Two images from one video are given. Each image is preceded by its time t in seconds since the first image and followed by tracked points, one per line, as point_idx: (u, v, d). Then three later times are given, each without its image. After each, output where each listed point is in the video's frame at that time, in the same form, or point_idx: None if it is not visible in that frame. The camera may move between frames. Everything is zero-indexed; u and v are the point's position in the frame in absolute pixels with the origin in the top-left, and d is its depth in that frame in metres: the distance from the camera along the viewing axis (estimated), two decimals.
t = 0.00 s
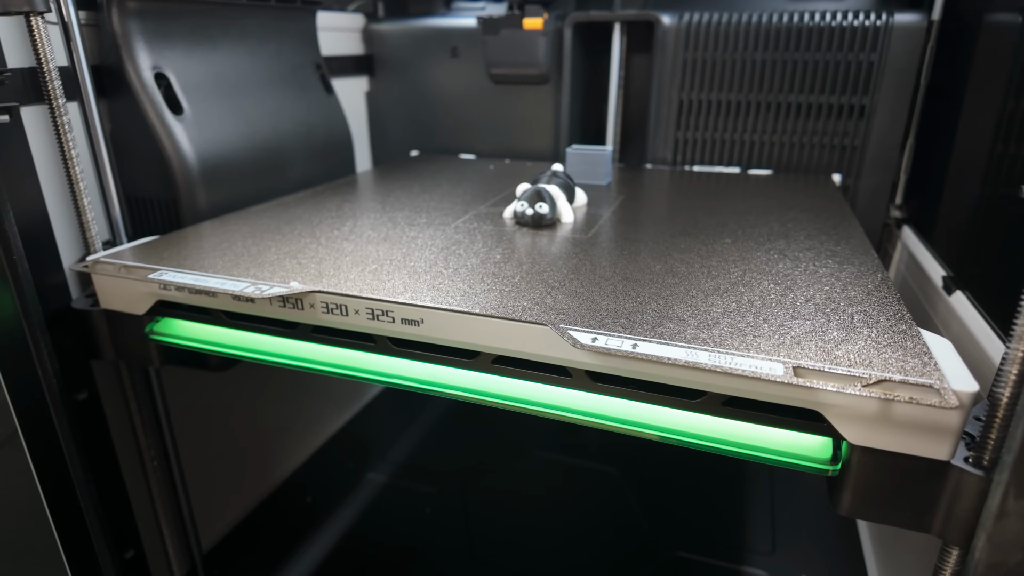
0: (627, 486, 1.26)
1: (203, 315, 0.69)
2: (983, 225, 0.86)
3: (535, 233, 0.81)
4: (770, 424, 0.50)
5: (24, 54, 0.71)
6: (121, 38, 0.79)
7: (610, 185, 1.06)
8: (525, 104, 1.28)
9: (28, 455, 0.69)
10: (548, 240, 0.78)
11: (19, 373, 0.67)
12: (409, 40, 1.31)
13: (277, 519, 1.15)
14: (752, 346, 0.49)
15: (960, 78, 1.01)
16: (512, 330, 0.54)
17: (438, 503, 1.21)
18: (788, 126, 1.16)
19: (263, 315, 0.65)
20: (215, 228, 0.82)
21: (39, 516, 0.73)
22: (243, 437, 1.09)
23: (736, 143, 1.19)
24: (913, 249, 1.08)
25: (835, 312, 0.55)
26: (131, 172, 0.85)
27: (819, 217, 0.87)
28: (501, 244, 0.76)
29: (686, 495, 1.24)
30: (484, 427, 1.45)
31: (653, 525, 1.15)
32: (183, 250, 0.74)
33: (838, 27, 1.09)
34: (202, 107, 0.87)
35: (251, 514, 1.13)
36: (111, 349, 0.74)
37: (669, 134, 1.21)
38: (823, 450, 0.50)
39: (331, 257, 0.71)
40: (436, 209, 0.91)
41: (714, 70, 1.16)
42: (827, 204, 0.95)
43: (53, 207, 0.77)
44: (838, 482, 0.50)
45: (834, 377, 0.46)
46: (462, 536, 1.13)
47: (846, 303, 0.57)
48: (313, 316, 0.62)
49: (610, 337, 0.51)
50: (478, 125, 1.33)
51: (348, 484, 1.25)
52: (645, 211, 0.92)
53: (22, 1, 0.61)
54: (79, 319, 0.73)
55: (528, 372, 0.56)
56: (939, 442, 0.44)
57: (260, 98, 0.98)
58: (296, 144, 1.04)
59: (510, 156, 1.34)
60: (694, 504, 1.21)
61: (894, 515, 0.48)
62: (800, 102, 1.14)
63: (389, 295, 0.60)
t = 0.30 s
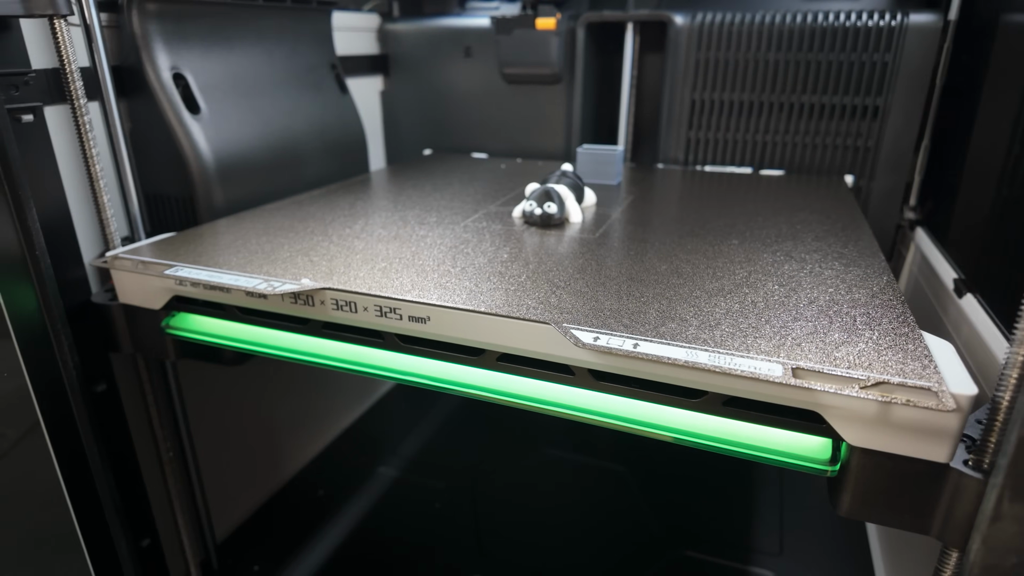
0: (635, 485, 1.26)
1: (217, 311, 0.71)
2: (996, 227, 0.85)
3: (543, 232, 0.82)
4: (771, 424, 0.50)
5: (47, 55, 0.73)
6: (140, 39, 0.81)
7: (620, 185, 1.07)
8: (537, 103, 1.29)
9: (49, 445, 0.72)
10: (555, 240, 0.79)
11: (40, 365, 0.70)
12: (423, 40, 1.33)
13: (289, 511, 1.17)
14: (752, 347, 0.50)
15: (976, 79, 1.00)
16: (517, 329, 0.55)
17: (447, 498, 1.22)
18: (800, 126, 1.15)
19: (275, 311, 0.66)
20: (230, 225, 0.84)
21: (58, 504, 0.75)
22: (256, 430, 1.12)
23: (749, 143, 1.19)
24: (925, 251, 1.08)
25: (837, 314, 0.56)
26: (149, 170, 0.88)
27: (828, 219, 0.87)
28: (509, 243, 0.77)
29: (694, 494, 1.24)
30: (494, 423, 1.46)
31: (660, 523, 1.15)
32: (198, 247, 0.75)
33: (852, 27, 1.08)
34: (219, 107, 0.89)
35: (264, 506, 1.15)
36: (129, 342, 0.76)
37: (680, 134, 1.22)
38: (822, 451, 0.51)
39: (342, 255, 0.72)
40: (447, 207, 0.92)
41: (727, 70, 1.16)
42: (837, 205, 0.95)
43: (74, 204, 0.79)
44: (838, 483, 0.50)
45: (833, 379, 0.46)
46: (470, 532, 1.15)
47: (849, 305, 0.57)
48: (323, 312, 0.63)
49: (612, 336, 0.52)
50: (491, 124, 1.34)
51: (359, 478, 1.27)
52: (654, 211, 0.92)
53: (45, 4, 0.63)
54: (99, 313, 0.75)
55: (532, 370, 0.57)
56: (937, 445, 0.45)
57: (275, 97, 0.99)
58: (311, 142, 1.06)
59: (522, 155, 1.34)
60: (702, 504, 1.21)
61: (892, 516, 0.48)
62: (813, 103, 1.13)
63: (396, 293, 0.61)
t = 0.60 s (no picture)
0: (642, 483, 1.26)
1: (230, 306, 0.72)
2: (1007, 228, 0.85)
3: (551, 231, 0.83)
4: (774, 422, 0.51)
5: (66, 54, 0.75)
6: (157, 39, 0.82)
7: (629, 184, 1.07)
8: (548, 102, 1.30)
9: (67, 436, 0.73)
10: (563, 238, 0.79)
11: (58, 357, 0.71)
12: (435, 39, 1.34)
13: (299, 504, 1.19)
14: (755, 346, 0.50)
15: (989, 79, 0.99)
16: (522, 326, 0.56)
17: (455, 494, 1.23)
18: (811, 126, 1.15)
19: (286, 306, 0.67)
20: (243, 222, 0.85)
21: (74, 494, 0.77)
22: (268, 424, 1.13)
23: (759, 142, 1.19)
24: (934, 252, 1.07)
25: (841, 314, 0.56)
26: (164, 167, 0.89)
27: (837, 219, 0.87)
28: (517, 241, 0.78)
29: (701, 493, 1.24)
30: (502, 420, 1.47)
31: (667, 522, 1.16)
32: (212, 243, 0.77)
33: (863, 26, 1.08)
34: (233, 105, 0.91)
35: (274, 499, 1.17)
36: (144, 336, 0.78)
37: (690, 133, 1.22)
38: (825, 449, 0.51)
39: (352, 252, 0.73)
40: (456, 205, 0.93)
41: (737, 69, 1.16)
42: (847, 205, 0.95)
43: (90, 200, 0.81)
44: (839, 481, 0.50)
45: (833, 379, 0.46)
46: (477, 527, 1.15)
47: (854, 305, 0.58)
48: (333, 308, 0.65)
49: (616, 334, 0.53)
50: (501, 123, 1.35)
51: (368, 473, 1.28)
52: (662, 210, 0.92)
53: (64, 4, 0.64)
54: (115, 307, 0.76)
55: (537, 367, 0.58)
56: (938, 445, 0.45)
57: (288, 96, 1.01)
58: (323, 141, 1.07)
59: (532, 154, 1.35)
60: (709, 502, 1.21)
61: (892, 515, 0.49)
62: (824, 102, 1.13)
63: (405, 290, 0.62)
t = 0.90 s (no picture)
0: (650, 480, 1.27)
1: (243, 300, 0.73)
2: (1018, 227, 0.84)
3: (561, 228, 0.83)
4: (782, 419, 0.51)
5: (84, 52, 0.76)
6: (172, 37, 0.84)
7: (639, 182, 1.07)
8: (558, 100, 1.30)
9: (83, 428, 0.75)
10: (572, 235, 0.80)
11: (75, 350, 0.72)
12: (447, 37, 1.34)
13: (309, 498, 1.20)
14: (763, 343, 0.51)
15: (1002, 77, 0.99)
16: (531, 321, 0.57)
17: (463, 489, 1.24)
18: (822, 124, 1.15)
19: (299, 301, 0.68)
20: (256, 218, 0.86)
21: (90, 484, 0.78)
22: (279, 418, 1.14)
23: (769, 140, 1.19)
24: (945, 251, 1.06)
25: (849, 311, 0.56)
26: (179, 164, 0.90)
27: (847, 217, 0.87)
28: (526, 238, 0.78)
29: (709, 490, 1.24)
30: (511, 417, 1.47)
31: (675, 519, 1.16)
32: (226, 239, 0.78)
33: (875, 25, 1.07)
34: (246, 103, 0.92)
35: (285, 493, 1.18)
36: (159, 330, 0.79)
37: (700, 131, 1.22)
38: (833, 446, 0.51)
39: (364, 248, 0.74)
40: (465, 203, 0.94)
41: (748, 67, 1.16)
42: (857, 204, 0.94)
43: (107, 196, 0.82)
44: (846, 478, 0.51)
45: (840, 375, 0.47)
46: (485, 522, 1.16)
47: (862, 302, 0.58)
48: (345, 303, 0.65)
49: (624, 330, 0.53)
50: (511, 121, 1.36)
51: (377, 468, 1.29)
52: (672, 207, 0.93)
53: (83, 4, 0.65)
54: (131, 301, 0.78)
55: (546, 362, 0.59)
56: (945, 442, 0.45)
57: (301, 93, 1.02)
58: (335, 138, 1.08)
59: (541, 152, 1.36)
60: (717, 500, 1.22)
61: (899, 512, 0.49)
62: (835, 101, 1.13)
63: (415, 285, 0.63)
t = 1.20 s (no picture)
0: (655, 476, 1.27)
1: (249, 292, 0.74)
2: None
3: (566, 221, 0.83)
4: (787, 410, 0.51)
5: (93, 45, 0.76)
6: (180, 30, 0.84)
7: (646, 176, 1.07)
8: (565, 95, 1.30)
9: (92, 418, 0.75)
10: (578, 228, 0.80)
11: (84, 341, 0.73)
12: (454, 32, 1.34)
13: (315, 491, 1.21)
14: (769, 333, 0.51)
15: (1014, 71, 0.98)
16: (537, 312, 0.57)
17: (469, 483, 1.24)
18: (830, 119, 1.14)
19: (305, 292, 0.69)
20: (263, 210, 0.86)
21: (99, 474, 0.79)
22: (285, 411, 1.15)
23: (777, 135, 1.18)
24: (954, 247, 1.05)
25: (856, 303, 0.56)
26: (187, 156, 0.91)
27: (856, 211, 0.86)
28: (532, 230, 0.78)
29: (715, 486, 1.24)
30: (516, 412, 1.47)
31: (681, 515, 1.16)
32: (233, 230, 0.78)
33: (885, 18, 1.07)
34: (254, 95, 0.92)
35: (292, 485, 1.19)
36: (166, 321, 0.80)
37: (708, 126, 1.21)
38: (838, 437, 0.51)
39: (370, 240, 0.74)
40: (472, 196, 0.94)
41: (756, 61, 1.15)
42: (865, 198, 0.94)
43: (116, 188, 0.83)
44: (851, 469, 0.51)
45: (846, 365, 0.47)
46: (490, 516, 1.16)
47: (869, 294, 0.58)
48: (351, 294, 0.66)
49: (629, 320, 0.53)
50: (517, 115, 1.35)
51: (383, 462, 1.30)
52: (678, 201, 0.92)
53: None
54: (139, 293, 0.78)
55: (551, 353, 0.59)
56: (952, 434, 0.45)
57: (308, 87, 1.02)
58: (342, 131, 1.08)
59: (547, 147, 1.35)
60: (723, 496, 1.21)
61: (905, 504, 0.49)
62: (843, 95, 1.12)
63: (421, 276, 0.63)
